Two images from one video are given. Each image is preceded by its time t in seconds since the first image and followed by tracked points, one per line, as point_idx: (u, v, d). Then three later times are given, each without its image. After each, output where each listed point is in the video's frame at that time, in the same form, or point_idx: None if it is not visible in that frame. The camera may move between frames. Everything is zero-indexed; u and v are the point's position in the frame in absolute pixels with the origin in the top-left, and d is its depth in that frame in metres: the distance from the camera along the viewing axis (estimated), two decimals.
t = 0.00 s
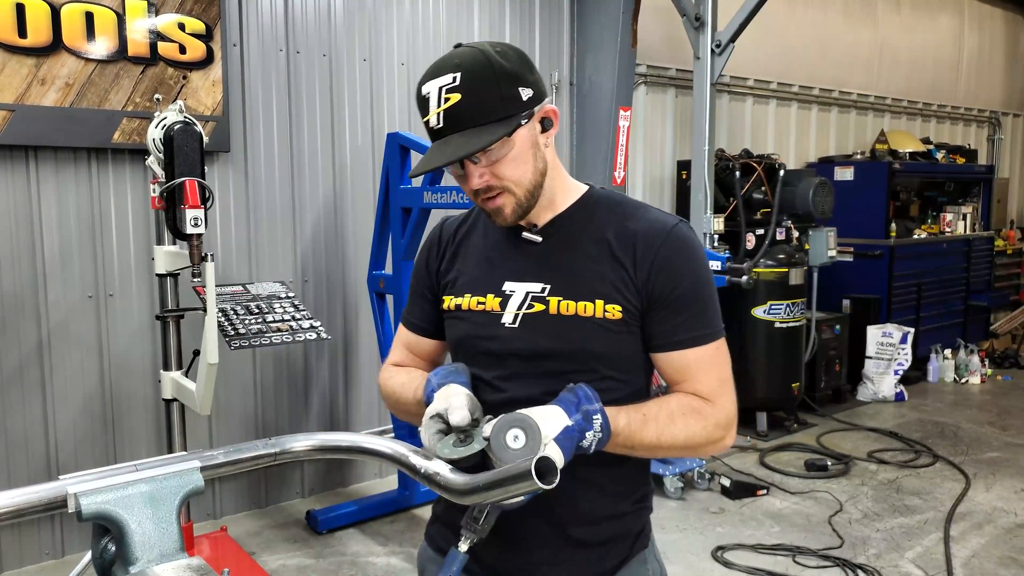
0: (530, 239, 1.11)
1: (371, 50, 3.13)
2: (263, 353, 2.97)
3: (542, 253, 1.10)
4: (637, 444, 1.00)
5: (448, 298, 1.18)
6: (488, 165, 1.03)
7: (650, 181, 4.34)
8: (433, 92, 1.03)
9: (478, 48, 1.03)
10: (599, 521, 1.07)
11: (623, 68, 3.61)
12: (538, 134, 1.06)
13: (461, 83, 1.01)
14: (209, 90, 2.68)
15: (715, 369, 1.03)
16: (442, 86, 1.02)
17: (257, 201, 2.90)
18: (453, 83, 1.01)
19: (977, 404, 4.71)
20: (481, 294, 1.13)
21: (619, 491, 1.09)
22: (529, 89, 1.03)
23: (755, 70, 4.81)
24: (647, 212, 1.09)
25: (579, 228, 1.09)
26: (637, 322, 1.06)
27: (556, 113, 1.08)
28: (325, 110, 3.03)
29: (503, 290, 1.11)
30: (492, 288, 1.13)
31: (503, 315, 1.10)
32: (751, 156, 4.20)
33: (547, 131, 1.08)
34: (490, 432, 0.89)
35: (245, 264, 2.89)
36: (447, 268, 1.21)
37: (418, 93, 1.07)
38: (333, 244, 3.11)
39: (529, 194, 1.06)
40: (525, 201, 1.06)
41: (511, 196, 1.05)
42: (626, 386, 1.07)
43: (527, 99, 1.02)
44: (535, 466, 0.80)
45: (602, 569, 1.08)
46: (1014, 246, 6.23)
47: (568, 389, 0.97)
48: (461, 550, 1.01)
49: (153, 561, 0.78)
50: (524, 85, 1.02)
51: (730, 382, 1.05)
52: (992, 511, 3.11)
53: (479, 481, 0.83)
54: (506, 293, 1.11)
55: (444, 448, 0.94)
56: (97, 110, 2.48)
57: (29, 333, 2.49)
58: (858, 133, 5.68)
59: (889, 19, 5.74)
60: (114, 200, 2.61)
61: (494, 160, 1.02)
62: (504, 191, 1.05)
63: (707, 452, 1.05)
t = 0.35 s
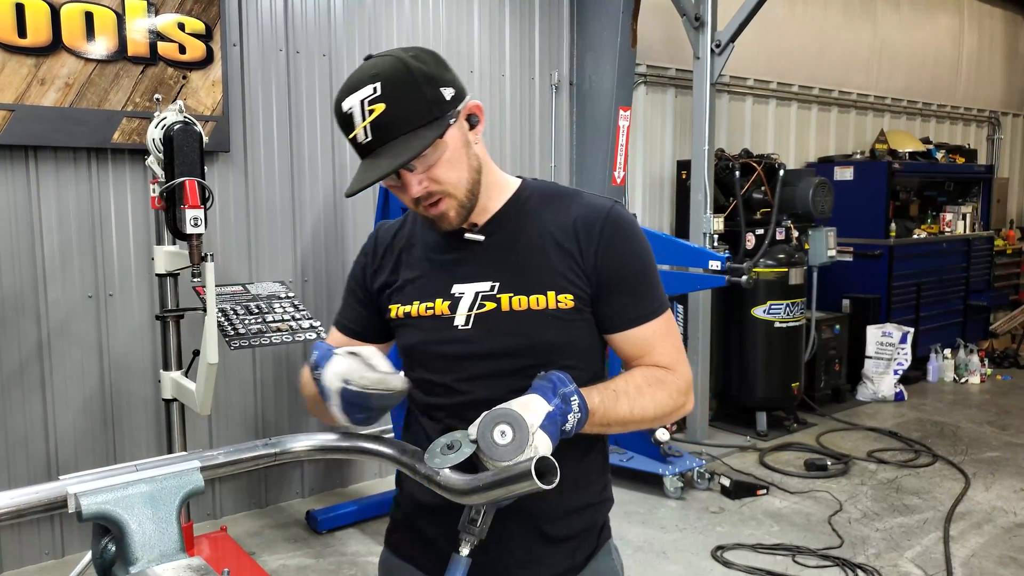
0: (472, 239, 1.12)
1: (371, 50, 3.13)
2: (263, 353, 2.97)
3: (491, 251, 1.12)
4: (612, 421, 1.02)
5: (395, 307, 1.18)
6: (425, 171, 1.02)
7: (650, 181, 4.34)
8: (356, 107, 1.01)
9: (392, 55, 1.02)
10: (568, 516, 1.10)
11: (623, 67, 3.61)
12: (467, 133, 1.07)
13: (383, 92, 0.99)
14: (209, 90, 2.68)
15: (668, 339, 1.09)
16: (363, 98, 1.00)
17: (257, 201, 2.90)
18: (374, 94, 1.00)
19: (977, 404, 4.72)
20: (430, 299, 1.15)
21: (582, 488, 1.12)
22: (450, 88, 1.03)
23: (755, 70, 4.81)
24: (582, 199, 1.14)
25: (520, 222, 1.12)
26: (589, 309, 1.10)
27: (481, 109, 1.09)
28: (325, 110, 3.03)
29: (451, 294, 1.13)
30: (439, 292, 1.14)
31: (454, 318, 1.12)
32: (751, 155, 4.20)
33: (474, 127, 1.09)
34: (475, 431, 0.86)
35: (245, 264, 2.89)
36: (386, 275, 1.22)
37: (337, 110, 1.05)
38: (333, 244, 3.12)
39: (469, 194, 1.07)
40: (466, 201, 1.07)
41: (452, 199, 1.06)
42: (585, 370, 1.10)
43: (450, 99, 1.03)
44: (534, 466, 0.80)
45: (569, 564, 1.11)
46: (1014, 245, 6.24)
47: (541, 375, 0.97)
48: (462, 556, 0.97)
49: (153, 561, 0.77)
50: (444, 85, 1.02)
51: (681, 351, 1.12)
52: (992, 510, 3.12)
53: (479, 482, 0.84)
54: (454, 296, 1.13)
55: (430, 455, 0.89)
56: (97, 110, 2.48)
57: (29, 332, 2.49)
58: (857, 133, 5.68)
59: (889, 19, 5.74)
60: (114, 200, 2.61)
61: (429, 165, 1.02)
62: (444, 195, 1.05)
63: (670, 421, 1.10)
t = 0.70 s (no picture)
0: (458, 235, 1.11)
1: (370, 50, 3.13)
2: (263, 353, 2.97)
3: (477, 248, 1.11)
4: (603, 416, 1.03)
5: (376, 305, 1.15)
6: (424, 126, 1.04)
7: (650, 181, 4.34)
8: (358, 60, 1.03)
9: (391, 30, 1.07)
10: (558, 516, 1.11)
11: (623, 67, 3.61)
12: (461, 111, 1.10)
13: (388, 48, 1.03)
14: (209, 90, 2.68)
15: (651, 332, 1.12)
16: (368, 52, 1.03)
17: (257, 201, 2.90)
18: (379, 48, 1.03)
19: (977, 404, 4.72)
20: (417, 296, 1.13)
21: (573, 488, 1.13)
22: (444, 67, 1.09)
23: (755, 69, 4.81)
24: (565, 196, 1.14)
25: (505, 220, 1.12)
26: (576, 305, 1.11)
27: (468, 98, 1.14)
28: (324, 109, 3.04)
29: (439, 290, 1.11)
30: (426, 288, 1.12)
31: (443, 315, 1.11)
32: (751, 155, 4.20)
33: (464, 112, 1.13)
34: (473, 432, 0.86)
35: (245, 264, 2.89)
36: (368, 267, 1.18)
37: (335, 74, 1.06)
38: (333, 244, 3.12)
39: (464, 160, 1.08)
40: (461, 167, 1.08)
41: (449, 161, 1.06)
42: (570, 366, 1.11)
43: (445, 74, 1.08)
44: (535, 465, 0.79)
45: (560, 564, 1.11)
46: (1014, 245, 6.24)
47: (534, 374, 0.97)
48: (460, 556, 0.96)
49: (154, 560, 0.77)
50: (437, 61, 1.09)
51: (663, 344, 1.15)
52: (992, 510, 3.11)
53: (480, 481, 0.83)
54: (443, 292, 1.11)
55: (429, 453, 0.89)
56: (97, 110, 2.48)
57: (29, 331, 2.49)
58: (857, 133, 5.67)
59: (889, 18, 5.74)
60: (114, 200, 2.61)
61: (428, 121, 1.04)
62: (441, 155, 1.05)
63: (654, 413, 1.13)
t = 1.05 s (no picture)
0: (457, 236, 1.12)
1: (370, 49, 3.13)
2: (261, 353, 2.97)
3: (475, 249, 1.12)
4: (599, 421, 1.03)
5: (375, 305, 1.15)
6: (429, 143, 1.03)
7: (649, 180, 4.34)
8: (362, 75, 1.01)
9: (394, 33, 1.04)
10: (555, 517, 1.11)
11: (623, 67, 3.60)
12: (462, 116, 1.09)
13: (392, 61, 1.00)
14: (209, 89, 2.68)
15: (649, 337, 1.11)
16: (372, 66, 1.00)
17: (256, 201, 2.90)
18: (383, 62, 1.00)
19: (976, 404, 4.72)
20: (415, 297, 1.13)
21: (570, 490, 1.13)
22: (448, 72, 1.07)
23: (754, 69, 4.81)
24: (565, 200, 1.15)
25: (504, 222, 1.12)
26: (574, 308, 1.11)
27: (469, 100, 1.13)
28: (324, 109, 3.03)
29: (437, 290, 1.11)
30: (424, 289, 1.12)
31: (441, 316, 1.11)
32: (750, 155, 4.20)
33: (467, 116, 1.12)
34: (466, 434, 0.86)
35: (244, 264, 2.89)
36: (365, 267, 1.18)
37: (338, 84, 1.04)
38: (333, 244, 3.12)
39: (468, 171, 1.08)
40: (465, 180, 1.08)
41: (454, 173, 1.06)
42: (567, 369, 1.11)
43: (449, 81, 1.06)
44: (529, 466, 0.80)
45: (557, 566, 1.11)
46: (1013, 244, 6.24)
47: (529, 378, 0.97)
48: (454, 559, 0.97)
49: (150, 561, 0.77)
50: (442, 67, 1.06)
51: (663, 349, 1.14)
52: (991, 510, 3.12)
53: (474, 483, 0.84)
54: (441, 293, 1.11)
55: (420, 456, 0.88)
56: (96, 110, 2.48)
57: (28, 330, 2.49)
58: (856, 133, 5.68)
59: (888, 18, 5.74)
60: (113, 200, 2.61)
61: (434, 137, 1.03)
62: (446, 170, 1.05)
63: (653, 418, 1.12)
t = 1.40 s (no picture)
0: (459, 237, 1.12)
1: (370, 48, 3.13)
2: (261, 352, 2.97)
3: (478, 250, 1.12)
4: (602, 422, 1.03)
5: (377, 305, 1.16)
6: (416, 171, 1.02)
7: (649, 180, 4.34)
8: (348, 104, 1.01)
9: (387, 51, 1.02)
10: (555, 518, 1.11)
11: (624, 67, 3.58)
12: (458, 133, 1.08)
13: (377, 91, 1.00)
14: (208, 89, 2.68)
15: (652, 339, 1.11)
16: (358, 96, 1.00)
17: (256, 200, 2.89)
18: (368, 92, 1.00)
19: (976, 404, 4.72)
20: (417, 298, 1.13)
21: (570, 490, 1.12)
22: (445, 90, 1.04)
23: (754, 69, 4.81)
24: (569, 200, 1.15)
25: (507, 223, 1.12)
26: (577, 309, 1.11)
27: (473, 111, 1.11)
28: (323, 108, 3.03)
29: (440, 291, 1.12)
30: (427, 290, 1.13)
31: (443, 317, 1.11)
32: (749, 155, 4.21)
33: (466, 128, 1.10)
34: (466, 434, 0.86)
35: (243, 264, 2.88)
36: (367, 268, 1.19)
37: (329, 107, 1.04)
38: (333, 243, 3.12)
39: (458, 195, 1.07)
40: (455, 202, 1.07)
41: (441, 199, 1.06)
42: (570, 370, 1.11)
43: (445, 101, 1.03)
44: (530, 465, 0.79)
45: (557, 567, 1.11)
46: (1013, 244, 6.24)
47: (533, 378, 0.97)
48: (449, 556, 0.97)
49: (149, 560, 0.77)
50: (438, 86, 1.03)
51: (665, 352, 1.14)
52: (990, 509, 3.12)
53: (475, 481, 0.83)
54: (444, 294, 1.12)
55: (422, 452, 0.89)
56: (95, 109, 2.48)
57: (27, 330, 2.48)
58: (856, 133, 5.68)
59: (888, 18, 5.74)
60: (113, 199, 2.61)
61: (421, 164, 1.02)
62: (433, 196, 1.05)
63: (656, 420, 1.11)
